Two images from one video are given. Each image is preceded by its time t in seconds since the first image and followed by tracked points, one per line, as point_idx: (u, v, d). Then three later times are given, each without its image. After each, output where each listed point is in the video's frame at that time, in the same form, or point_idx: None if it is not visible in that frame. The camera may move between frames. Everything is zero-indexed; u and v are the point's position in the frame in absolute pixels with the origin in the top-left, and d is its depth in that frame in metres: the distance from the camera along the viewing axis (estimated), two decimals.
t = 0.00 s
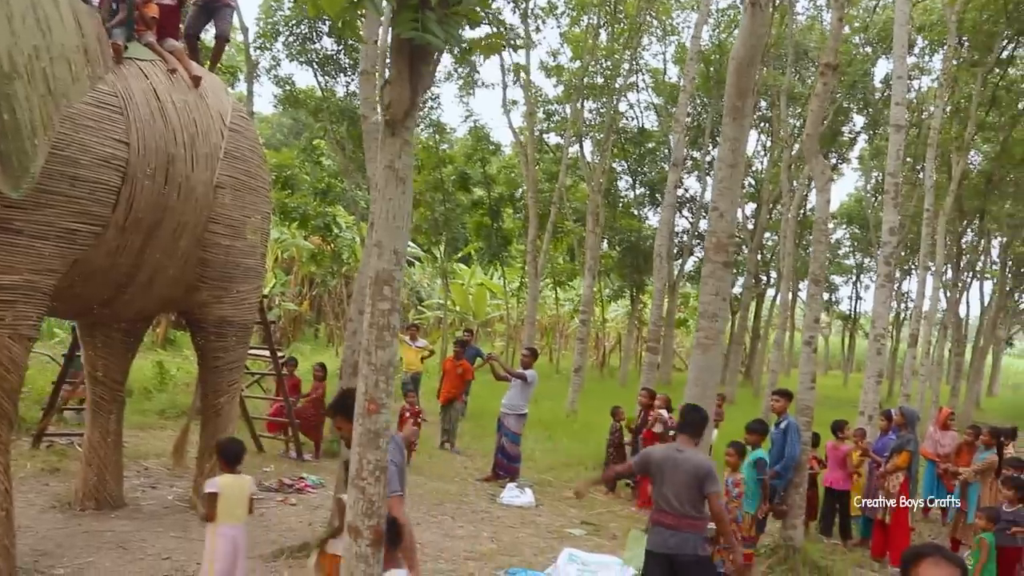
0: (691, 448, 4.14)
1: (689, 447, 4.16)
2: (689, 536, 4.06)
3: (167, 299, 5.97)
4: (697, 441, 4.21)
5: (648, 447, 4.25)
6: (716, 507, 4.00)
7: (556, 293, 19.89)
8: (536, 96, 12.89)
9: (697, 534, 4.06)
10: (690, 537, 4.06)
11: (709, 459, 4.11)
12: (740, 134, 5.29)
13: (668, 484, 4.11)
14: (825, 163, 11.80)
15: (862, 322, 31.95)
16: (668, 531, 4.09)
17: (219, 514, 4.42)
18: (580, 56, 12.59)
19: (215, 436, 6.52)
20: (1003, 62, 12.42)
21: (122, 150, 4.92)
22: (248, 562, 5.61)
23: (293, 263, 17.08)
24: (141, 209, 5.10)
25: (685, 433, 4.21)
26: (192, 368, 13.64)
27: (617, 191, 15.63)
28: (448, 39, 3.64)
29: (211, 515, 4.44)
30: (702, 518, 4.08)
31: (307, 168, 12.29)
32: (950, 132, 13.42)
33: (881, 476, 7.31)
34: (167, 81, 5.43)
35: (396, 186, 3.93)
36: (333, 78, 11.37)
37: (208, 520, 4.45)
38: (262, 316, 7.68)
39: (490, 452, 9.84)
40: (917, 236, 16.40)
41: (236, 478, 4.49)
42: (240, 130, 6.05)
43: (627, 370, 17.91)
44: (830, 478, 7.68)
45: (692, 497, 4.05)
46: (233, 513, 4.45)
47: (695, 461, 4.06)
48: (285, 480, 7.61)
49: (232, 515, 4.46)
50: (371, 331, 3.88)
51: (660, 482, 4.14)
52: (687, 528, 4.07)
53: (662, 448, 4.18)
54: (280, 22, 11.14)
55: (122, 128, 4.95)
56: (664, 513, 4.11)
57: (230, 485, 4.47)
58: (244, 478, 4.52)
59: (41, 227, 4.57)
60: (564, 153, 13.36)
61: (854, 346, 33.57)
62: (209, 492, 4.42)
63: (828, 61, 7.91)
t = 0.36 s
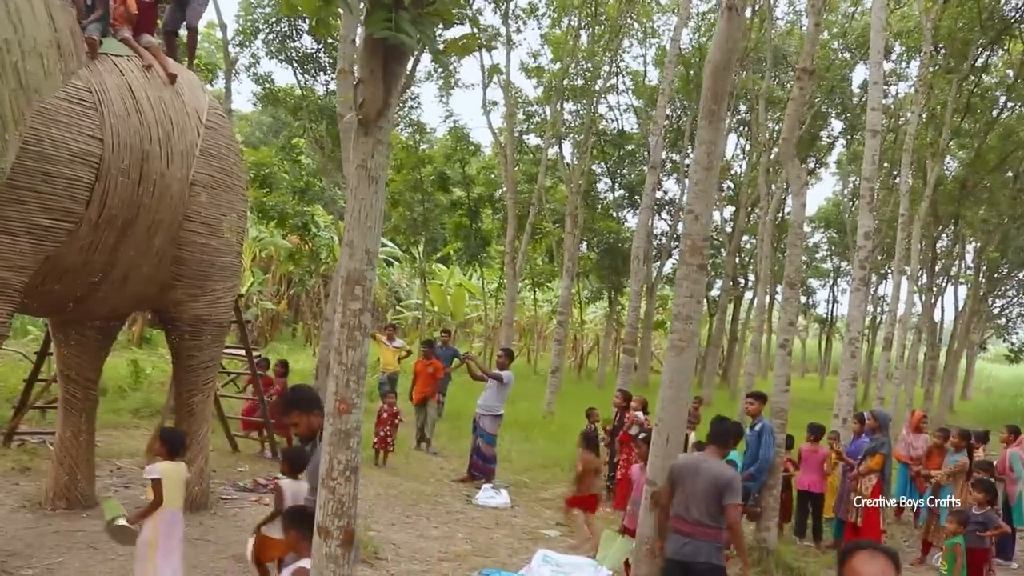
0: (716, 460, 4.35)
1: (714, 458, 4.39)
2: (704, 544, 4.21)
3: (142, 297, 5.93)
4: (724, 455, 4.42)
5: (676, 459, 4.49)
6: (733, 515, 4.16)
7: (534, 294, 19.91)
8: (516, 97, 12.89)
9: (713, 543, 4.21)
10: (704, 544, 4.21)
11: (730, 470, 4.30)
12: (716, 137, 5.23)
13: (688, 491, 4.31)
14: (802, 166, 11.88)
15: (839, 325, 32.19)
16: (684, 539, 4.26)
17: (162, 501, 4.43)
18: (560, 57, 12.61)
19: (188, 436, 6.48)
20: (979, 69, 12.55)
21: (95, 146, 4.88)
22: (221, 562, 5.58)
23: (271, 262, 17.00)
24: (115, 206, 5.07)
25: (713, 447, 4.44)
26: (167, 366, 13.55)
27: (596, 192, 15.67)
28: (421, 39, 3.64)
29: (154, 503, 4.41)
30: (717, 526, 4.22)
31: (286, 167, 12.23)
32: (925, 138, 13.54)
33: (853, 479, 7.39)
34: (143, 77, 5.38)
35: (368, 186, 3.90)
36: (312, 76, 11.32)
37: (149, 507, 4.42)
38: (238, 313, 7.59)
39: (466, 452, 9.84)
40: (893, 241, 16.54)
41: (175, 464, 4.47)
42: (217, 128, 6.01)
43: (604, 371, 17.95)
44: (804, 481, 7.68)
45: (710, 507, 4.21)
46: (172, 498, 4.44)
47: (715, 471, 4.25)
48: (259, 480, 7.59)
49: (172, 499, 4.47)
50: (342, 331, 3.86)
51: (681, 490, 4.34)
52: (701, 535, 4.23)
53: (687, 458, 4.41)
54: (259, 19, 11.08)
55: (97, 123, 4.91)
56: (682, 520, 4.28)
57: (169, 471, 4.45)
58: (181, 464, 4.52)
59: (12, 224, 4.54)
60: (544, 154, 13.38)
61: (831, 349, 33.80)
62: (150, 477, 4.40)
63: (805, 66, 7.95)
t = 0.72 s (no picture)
0: (724, 445, 4.56)
1: (723, 444, 4.57)
2: (712, 527, 4.48)
3: (127, 291, 5.90)
4: (735, 440, 4.59)
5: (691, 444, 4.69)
6: (743, 502, 4.40)
7: (521, 288, 19.92)
8: (503, 91, 12.87)
9: (721, 527, 4.46)
10: (713, 527, 4.47)
11: (740, 456, 4.50)
12: (700, 132, 5.25)
13: (700, 478, 4.55)
14: (787, 160, 11.92)
15: (825, 320, 32.35)
16: (694, 521, 4.53)
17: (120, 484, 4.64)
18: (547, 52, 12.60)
19: (173, 430, 6.48)
20: (963, 65, 12.61)
21: (79, 140, 4.84)
22: (206, 557, 5.58)
23: (257, 256, 16.92)
24: (99, 199, 5.05)
25: (723, 432, 4.59)
26: (153, 361, 13.50)
27: (583, 187, 15.68)
28: (404, 33, 3.63)
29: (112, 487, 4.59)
30: (727, 510, 4.47)
31: (273, 161, 12.18)
32: (911, 133, 13.60)
33: (836, 471, 7.41)
34: (126, 70, 5.33)
35: (351, 179, 3.90)
36: (299, 70, 11.28)
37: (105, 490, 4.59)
38: (224, 308, 7.58)
39: (452, 446, 9.85)
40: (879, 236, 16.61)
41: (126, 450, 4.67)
42: (202, 122, 5.98)
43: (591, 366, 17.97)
44: (793, 474, 7.65)
45: (720, 492, 4.46)
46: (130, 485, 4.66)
47: (724, 458, 4.48)
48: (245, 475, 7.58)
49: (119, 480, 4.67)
50: (325, 324, 3.87)
51: (694, 475, 4.58)
52: (711, 518, 4.48)
53: (699, 445, 4.61)
54: (245, 12, 11.03)
55: (80, 117, 4.86)
56: (694, 504, 4.54)
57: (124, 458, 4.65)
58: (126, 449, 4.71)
59: None
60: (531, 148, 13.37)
61: (817, 345, 33.95)
62: (115, 470, 4.56)
63: (791, 61, 7.97)
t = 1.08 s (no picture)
0: (708, 441, 4.59)
1: (707, 440, 4.60)
2: (698, 520, 4.52)
3: (91, 292, 5.83)
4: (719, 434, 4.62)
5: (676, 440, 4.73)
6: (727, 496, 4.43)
7: (490, 287, 19.92)
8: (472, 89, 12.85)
9: (707, 519, 4.51)
10: (699, 520, 4.52)
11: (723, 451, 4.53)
12: (667, 130, 5.27)
13: (686, 473, 4.59)
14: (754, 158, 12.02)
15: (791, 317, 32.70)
16: (682, 514, 4.58)
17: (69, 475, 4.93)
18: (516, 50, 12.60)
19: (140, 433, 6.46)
20: (926, 64, 12.80)
21: (40, 138, 4.76)
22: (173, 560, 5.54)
23: (224, 255, 16.75)
24: (62, 198, 4.98)
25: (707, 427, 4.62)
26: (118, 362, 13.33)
27: (552, 185, 15.71)
28: (371, 31, 3.61)
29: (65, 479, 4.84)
30: (713, 503, 4.52)
31: (240, 159, 12.08)
32: (875, 131, 13.78)
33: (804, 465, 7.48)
34: (89, 67, 5.22)
35: (317, 178, 3.88)
36: (266, 68, 11.19)
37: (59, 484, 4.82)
38: (191, 309, 7.50)
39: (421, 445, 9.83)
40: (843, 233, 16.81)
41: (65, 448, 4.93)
42: (168, 120, 5.92)
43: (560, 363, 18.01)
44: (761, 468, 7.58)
45: (706, 486, 4.50)
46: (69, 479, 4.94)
47: (707, 452, 4.51)
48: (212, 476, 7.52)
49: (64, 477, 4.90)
50: (292, 324, 3.85)
51: (679, 470, 4.63)
52: (697, 511, 4.53)
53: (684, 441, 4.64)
54: (211, 9, 10.92)
55: (41, 114, 4.76)
56: (680, 498, 4.59)
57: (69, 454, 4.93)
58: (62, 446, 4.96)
59: None
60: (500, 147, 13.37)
61: (784, 341, 34.29)
62: (78, 466, 4.88)
63: (757, 60, 8.04)
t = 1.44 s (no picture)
0: (677, 420, 4.89)
1: (676, 419, 4.89)
2: (672, 496, 4.78)
3: (34, 281, 5.69)
4: (687, 414, 4.92)
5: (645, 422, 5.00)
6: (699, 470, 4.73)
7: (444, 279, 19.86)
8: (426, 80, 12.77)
9: (681, 495, 4.78)
10: (673, 496, 4.78)
11: (692, 428, 4.84)
12: (621, 122, 5.29)
13: (659, 452, 4.86)
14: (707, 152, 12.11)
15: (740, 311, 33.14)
16: (656, 491, 4.83)
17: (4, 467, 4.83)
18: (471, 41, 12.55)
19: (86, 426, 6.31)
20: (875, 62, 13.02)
21: None
22: (119, 554, 5.47)
23: (173, 245, 16.45)
24: (3, 185, 4.85)
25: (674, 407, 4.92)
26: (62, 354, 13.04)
27: (506, 177, 15.69)
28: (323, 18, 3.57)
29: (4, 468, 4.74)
30: (685, 479, 4.80)
31: (190, 148, 11.87)
32: (825, 128, 14.00)
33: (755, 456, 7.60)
34: (32, 50, 5.04)
35: (268, 166, 3.82)
36: (217, 55, 11.00)
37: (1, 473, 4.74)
38: (138, 299, 7.35)
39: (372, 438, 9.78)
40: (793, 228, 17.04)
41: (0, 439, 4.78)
42: (114, 106, 5.78)
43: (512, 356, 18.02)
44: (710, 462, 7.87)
45: (679, 462, 4.79)
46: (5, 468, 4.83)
47: (678, 431, 4.81)
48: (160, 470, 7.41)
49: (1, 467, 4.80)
50: (241, 314, 3.81)
51: (652, 450, 4.90)
52: (671, 488, 4.79)
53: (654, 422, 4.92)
54: None
55: None
56: (654, 475, 4.85)
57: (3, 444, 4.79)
58: None
59: None
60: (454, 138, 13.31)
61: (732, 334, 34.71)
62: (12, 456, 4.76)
63: (711, 55, 8.10)
